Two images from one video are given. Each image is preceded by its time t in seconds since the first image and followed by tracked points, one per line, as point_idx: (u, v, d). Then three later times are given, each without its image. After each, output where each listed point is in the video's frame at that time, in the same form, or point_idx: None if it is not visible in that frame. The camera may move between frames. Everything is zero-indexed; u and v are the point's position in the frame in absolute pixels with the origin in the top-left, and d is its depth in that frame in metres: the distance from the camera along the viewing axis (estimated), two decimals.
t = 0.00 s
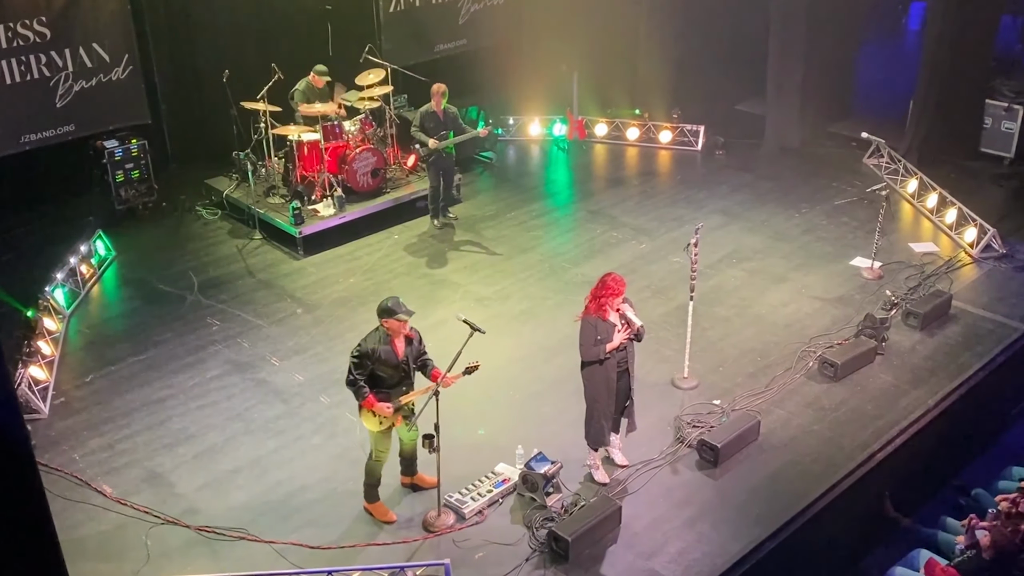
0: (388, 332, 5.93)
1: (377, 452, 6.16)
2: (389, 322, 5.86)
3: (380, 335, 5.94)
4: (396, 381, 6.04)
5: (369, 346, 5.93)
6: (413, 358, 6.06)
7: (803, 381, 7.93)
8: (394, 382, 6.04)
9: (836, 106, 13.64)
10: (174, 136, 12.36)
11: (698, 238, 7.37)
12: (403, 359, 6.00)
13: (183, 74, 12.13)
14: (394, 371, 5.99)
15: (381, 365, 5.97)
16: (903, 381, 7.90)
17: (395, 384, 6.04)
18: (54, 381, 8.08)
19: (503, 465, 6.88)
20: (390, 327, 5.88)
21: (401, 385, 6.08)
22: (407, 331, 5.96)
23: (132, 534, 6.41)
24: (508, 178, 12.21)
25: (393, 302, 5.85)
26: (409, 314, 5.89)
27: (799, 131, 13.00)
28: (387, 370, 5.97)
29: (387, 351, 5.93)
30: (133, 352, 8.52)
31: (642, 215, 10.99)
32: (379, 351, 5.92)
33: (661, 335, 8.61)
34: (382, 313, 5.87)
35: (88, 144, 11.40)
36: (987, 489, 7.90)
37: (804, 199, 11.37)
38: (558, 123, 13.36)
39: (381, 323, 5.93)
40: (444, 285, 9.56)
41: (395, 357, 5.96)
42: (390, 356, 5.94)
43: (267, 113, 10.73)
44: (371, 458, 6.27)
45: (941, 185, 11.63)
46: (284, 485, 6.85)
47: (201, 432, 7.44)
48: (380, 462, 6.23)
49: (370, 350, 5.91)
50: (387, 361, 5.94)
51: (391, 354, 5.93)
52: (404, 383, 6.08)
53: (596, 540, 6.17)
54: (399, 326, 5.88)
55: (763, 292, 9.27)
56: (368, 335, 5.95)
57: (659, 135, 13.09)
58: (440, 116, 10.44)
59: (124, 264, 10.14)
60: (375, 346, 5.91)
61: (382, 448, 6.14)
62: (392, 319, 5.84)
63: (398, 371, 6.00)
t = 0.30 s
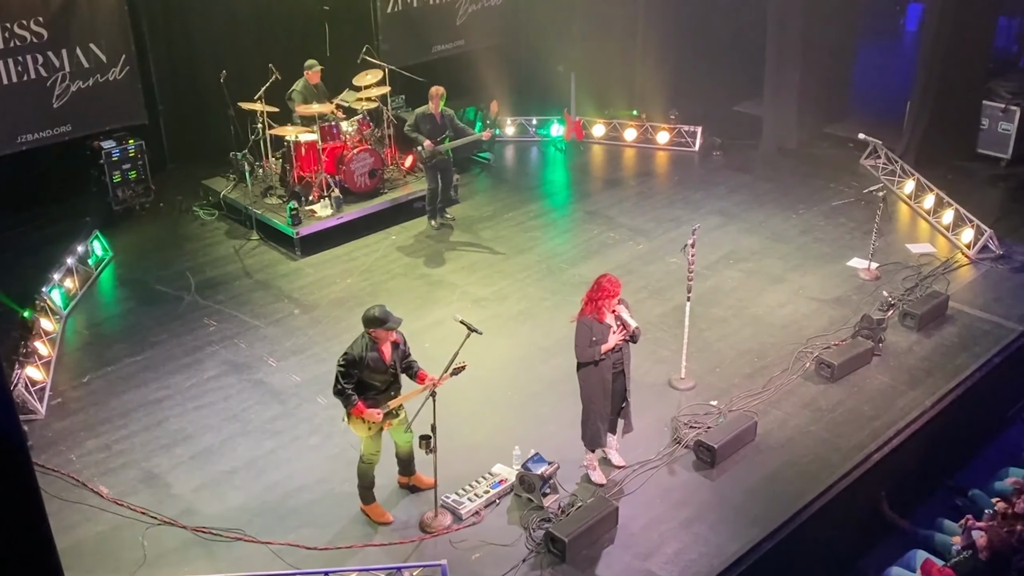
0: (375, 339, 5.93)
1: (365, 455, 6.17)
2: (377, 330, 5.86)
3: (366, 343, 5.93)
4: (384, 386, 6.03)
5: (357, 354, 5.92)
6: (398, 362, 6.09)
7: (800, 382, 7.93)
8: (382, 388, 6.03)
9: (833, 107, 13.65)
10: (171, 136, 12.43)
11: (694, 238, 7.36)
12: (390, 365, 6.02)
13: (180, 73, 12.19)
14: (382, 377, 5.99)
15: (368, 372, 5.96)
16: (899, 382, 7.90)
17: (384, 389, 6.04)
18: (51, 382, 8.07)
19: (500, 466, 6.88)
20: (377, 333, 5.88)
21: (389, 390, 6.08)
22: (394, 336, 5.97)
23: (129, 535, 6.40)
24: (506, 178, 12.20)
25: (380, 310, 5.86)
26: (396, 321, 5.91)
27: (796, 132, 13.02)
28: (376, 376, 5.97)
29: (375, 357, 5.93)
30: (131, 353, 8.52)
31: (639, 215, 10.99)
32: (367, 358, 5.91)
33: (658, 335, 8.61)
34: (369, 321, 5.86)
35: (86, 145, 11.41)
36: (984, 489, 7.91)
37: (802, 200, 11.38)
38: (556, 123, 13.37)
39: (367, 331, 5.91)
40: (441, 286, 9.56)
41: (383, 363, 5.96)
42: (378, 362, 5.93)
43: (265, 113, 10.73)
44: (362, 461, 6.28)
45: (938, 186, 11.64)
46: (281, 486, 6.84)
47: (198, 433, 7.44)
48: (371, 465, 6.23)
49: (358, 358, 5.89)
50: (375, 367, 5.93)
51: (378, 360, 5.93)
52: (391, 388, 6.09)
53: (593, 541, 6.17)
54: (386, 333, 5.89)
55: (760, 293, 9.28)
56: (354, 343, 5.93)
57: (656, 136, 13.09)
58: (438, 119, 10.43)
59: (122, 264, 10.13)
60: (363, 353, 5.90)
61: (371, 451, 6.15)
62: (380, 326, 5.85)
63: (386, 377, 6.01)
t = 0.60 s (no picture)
0: (377, 338, 5.93)
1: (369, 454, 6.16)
2: (379, 329, 5.86)
3: (369, 343, 5.93)
4: (392, 383, 6.04)
5: (363, 356, 5.89)
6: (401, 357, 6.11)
7: (797, 382, 7.94)
8: (391, 385, 6.04)
9: (830, 108, 13.67)
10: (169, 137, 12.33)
11: (691, 238, 7.36)
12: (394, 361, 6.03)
13: (177, 76, 12.08)
14: (390, 373, 6.01)
15: (376, 371, 5.96)
16: (896, 382, 7.91)
17: (393, 386, 6.04)
18: (48, 382, 8.06)
19: (498, 466, 6.89)
20: (380, 332, 5.88)
21: (396, 387, 6.09)
22: (394, 332, 6.00)
23: (126, 535, 6.40)
24: (503, 179, 12.21)
25: (380, 310, 5.86)
26: (395, 318, 5.93)
27: (793, 133, 13.04)
28: (383, 374, 5.98)
29: (380, 356, 5.93)
30: (127, 353, 8.52)
31: (636, 216, 11.00)
32: (374, 357, 5.91)
33: (655, 336, 8.62)
34: (369, 322, 5.84)
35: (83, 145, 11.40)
36: (980, 490, 7.92)
37: (799, 200, 11.40)
38: (554, 124, 13.38)
39: (369, 332, 5.89)
40: (439, 286, 9.57)
41: (389, 360, 5.99)
42: (383, 360, 5.95)
43: (263, 114, 10.73)
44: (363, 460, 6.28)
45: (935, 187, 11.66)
46: (279, 486, 6.84)
47: (195, 433, 7.44)
48: (373, 464, 6.25)
49: (366, 360, 5.87)
50: (381, 365, 5.95)
51: (383, 357, 5.96)
52: (399, 383, 6.10)
53: (591, 541, 6.17)
54: (388, 330, 5.90)
55: (757, 293, 9.29)
56: (357, 346, 5.90)
57: (654, 136, 13.10)
58: (435, 123, 10.41)
59: (119, 265, 10.13)
60: (369, 354, 5.89)
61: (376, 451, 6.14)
62: (382, 325, 5.85)
63: (394, 373, 6.02)
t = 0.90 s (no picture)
0: (386, 332, 5.95)
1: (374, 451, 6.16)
2: (388, 323, 5.88)
3: (378, 337, 5.95)
4: (402, 377, 6.05)
5: (373, 350, 5.91)
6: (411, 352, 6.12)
7: (794, 382, 7.94)
8: (400, 379, 6.06)
9: (827, 108, 13.69)
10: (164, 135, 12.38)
11: (688, 238, 7.36)
12: (404, 355, 6.04)
13: (173, 74, 12.12)
14: (400, 367, 6.01)
15: (385, 365, 5.96)
16: (892, 382, 7.92)
17: (402, 380, 6.06)
18: (44, 382, 8.05)
19: (494, 466, 6.88)
20: (389, 326, 5.90)
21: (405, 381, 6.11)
22: (403, 326, 6.01)
23: (122, 536, 6.39)
24: (500, 179, 12.21)
25: (389, 304, 5.87)
26: (404, 312, 5.95)
27: (789, 133, 13.05)
28: (394, 368, 5.99)
29: (390, 349, 5.95)
30: (124, 353, 8.51)
31: (633, 216, 11.00)
32: (384, 350, 5.92)
33: (653, 336, 8.62)
34: (378, 316, 5.87)
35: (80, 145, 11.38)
36: (976, 490, 7.93)
37: (795, 200, 11.41)
38: (550, 124, 13.33)
39: (378, 326, 5.92)
40: (436, 287, 9.56)
41: (398, 354, 5.99)
42: (393, 354, 5.96)
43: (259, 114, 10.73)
44: (367, 458, 6.26)
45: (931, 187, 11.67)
46: (275, 486, 6.83)
47: (191, 434, 7.43)
48: (378, 461, 6.23)
49: (376, 353, 5.89)
50: (391, 359, 5.96)
51: (393, 351, 5.96)
52: (408, 378, 6.12)
53: (587, 541, 6.17)
54: (398, 324, 5.92)
55: (754, 293, 9.29)
56: (367, 339, 5.92)
57: (651, 136, 13.10)
58: (432, 123, 10.42)
59: (115, 265, 10.12)
60: (379, 347, 5.91)
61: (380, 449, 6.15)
62: (391, 320, 5.87)
63: (403, 367, 6.04)
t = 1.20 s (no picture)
0: (380, 331, 5.91)
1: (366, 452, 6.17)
2: (380, 321, 5.85)
3: (371, 334, 5.93)
4: (390, 377, 6.03)
5: (362, 345, 5.91)
6: (405, 354, 6.06)
7: (789, 381, 7.95)
8: (388, 379, 6.04)
9: (822, 108, 13.71)
10: (160, 135, 12.31)
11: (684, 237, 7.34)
12: (396, 356, 6.00)
13: (170, 74, 12.07)
14: (388, 368, 5.98)
15: (373, 363, 5.94)
16: (888, 382, 7.93)
17: (390, 380, 6.04)
18: (39, 382, 8.03)
19: (490, 465, 6.87)
20: (382, 325, 5.86)
21: (395, 381, 6.08)
22: (399, 327, 5.95)
23: (117, 535, 6.37)
24: (497, 179, 12.19)
25: (384, 302, 5.84)
26: (399, 313, 5.88)
27: (785, 132, 13.07)
28: (382, 367, 5.96)
29: (380, 348, 5.92)
30: (119, 353, 8.49)
31: (629, 216, 11.00)
32: (372, 348, 5.90)
33: (648, 335, 8.62)
34: (372, 312, 5.85)
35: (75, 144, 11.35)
36: (971, 488, 7.94)
37: (791, 200, 11.42)
38: (547, 124, 13.37)
39: (372, 322, 5.90)
40: (431, 286, 9.55)
41: (388, 354, 5.95)
42: (383, 353, 5.93)
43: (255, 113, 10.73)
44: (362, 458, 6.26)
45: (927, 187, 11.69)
46: (271, 486, 6.83)
47: (187, 433, 7.42)
48: (373, 462, 6.22)
49: (364, 349, 5.88)
50: (379, 358, 5.92)
51: (383, 351, 5.92)
52: (398, 379, 6.09)
53: (583, 540, 6.17)
54: (391, 324, 5.87)
55: (749, 293, 9.30)
56: (359, 334, 5.92)
57: (647, 136, 13.10)
58: (428, 122, 10.37)
59: (111, 264, 10.10)
60: (368, 344, 5.89)
61: (375, 449, 6.14)
62: (383, 319, 5.82)
63: (392, 368, 6.00)
